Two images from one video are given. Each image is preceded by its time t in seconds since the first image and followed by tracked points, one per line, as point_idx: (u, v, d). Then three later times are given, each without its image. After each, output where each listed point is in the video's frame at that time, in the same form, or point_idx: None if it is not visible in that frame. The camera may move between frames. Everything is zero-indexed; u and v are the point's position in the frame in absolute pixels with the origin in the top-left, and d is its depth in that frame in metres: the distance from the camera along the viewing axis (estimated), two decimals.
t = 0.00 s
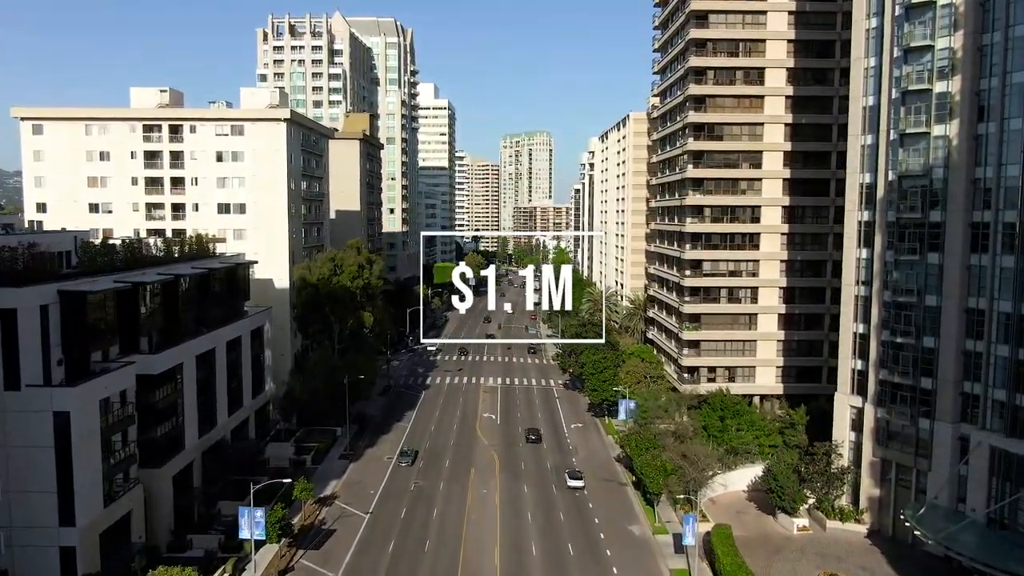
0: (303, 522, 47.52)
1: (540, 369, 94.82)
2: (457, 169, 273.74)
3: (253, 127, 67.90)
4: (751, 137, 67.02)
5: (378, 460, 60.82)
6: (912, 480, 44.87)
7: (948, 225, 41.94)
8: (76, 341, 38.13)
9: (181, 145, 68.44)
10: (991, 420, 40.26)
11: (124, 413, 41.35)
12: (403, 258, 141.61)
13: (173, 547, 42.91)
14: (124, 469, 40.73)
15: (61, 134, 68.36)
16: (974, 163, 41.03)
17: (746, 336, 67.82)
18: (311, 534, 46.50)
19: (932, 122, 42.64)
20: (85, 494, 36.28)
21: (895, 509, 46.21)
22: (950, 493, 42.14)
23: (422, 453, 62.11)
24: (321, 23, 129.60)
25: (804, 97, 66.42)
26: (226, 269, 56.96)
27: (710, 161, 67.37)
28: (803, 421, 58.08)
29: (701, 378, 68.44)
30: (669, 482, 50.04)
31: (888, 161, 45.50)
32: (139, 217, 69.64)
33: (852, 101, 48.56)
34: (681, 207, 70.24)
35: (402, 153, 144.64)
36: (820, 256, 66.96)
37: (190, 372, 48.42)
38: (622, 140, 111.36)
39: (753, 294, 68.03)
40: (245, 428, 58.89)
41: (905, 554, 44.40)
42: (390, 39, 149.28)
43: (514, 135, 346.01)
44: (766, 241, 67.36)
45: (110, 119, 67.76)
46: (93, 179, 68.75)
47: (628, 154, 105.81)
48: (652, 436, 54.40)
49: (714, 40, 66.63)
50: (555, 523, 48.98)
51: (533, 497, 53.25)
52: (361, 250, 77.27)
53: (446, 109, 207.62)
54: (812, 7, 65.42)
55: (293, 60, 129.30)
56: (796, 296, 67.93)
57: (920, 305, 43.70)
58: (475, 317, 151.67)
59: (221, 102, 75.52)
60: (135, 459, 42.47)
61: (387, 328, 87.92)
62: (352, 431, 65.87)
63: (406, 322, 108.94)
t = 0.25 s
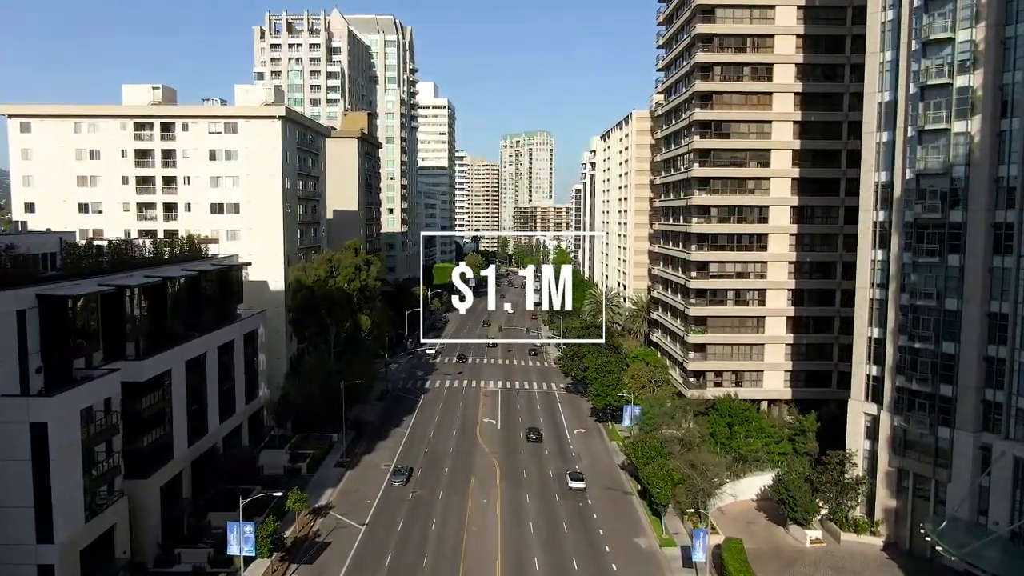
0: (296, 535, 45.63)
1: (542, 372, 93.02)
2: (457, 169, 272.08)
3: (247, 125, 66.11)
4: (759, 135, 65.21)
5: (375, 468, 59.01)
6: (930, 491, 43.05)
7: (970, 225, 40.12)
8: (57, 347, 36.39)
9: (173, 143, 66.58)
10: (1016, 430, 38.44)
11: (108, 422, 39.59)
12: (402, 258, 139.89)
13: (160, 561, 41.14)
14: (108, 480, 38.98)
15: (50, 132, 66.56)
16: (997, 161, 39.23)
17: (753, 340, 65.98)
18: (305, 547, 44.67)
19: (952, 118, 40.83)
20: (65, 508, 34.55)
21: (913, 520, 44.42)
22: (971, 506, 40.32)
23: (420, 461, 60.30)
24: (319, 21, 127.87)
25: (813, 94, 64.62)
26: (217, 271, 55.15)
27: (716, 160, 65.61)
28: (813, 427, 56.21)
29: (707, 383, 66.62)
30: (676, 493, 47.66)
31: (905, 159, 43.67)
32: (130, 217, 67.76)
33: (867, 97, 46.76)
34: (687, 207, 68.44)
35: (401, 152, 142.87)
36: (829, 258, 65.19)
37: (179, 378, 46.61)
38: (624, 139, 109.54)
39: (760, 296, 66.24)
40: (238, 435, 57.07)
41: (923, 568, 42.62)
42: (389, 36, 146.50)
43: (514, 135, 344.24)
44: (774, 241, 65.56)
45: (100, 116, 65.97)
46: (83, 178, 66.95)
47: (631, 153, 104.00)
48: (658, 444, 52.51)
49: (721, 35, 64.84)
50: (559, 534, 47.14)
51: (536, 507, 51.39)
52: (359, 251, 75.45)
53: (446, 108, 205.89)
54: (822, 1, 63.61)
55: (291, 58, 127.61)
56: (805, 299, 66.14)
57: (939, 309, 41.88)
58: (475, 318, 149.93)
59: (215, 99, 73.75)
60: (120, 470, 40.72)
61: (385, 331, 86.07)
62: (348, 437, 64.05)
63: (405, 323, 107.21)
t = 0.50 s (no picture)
0: (288, 548, 43.78)
1: (543, 375, 91.20)
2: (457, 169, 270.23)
3: (240, 123, 64.23)
4: (767, 132, 63.39)
5: (372, 476, 57.18)
6: (950, 504, 41.21)
7: (993, 226, 38.28)
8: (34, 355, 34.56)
9: (164, 141, 64.70)
10: None
11: (90, 432, 37.80)
12: (401, 259, 138.08)
13: None
14: (90, 494, 37.20)
15: (39, 129, 64.87)
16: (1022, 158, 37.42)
17: (761, 343, 64.17)
18: (297, 562, 42.81)
19: (975, 113, 39.01)
20: (41, 525, 32.78)
21: (931, 534, 42.58)
22: (994, 520, 38.48)
23: (418, 469, 58.49)
24: (316, 18, 126.03)
25: (823, 90, 62.82)
26: (208, 273, 53.32)
27: (723, 159, 63.81)
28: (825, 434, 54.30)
29: (713, 388, 64.82)
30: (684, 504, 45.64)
31: (924, 157, 41.84)
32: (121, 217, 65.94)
33: (883, 92, 44.92)
34: (693, 207, 66.66)
35: (400, 152, 141.03)
36: (839, 259, 63.38)
37: (167, 385, 44.80)
38: (627, 138, 107.68)
39: (768, 298, 64.44)
40: (230, 443, 55.26)
41: None
42: (388, 34, 144.10)
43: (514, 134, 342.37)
44: (783, 242, 63.74)
45: (89, 114, 64.17)
46: (73, 177, 65.23)
47: (633, 152, 102.13)
48: (665, 452, 50.69)
49: (728, 30, 63.02)
50: (563, 548, 45.31)
51: (538, 519, 49.58)
52: (356, 252, 73.59)
53: (446, 107, 203.97)
54: None
55: (288, 56, 125.79)
56: (814, 301, 64.33)
57: (960, 314, 40.03)
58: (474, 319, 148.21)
59: (209, 96, 71.92)
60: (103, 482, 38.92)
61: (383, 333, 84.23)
62: (344, 444, 62.21)
63: (404, 325, 105.43)
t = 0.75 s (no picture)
0: (279, 564, 41.93)
1: (544, 378, 89.39)
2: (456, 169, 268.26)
3: (233, 120, 62.37)
4: (775, 130, 61.55)
5: (368, 485, 55.35)
6: (972, 517, 39.36)
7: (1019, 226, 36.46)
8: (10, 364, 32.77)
9: (155, 139, 62.84)
10: None
11: (70, 443, 36.03)
12: (400, 260, 136.21)
13: None
14: (69, 509, 35.43)
15: (26, 127, 63.08)
16: None
17: (770, 347, 62.34)
18: None
19: (999, 108, 37.19)
20: (15, 544, 31.05)
21: (951, 548, 40.73)
22: (1019, 535, 36.64)
23: (416, 477, 56.69)
24: (314, 15, 124.12)
25: (833, 87, 60.98)
26: (199, 275, 51.51)
27: (730, 157, 61.97)
28: (837, 442, 52.39)
29: (720, 393, 62.98)
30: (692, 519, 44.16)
31: (944, 154, 40.00)
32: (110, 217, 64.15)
33: (901, 87, 43.08)
34: (699, 207, 64.85)
35: (399, 151, 139.15)
36: (850, 260, 61.56)
37: (153, 393, 43.03)
38: (629, 137, 105.79)
39: (777, 301, 62.61)
40: (221, 451, 53.48)
41: None
42: (386, 32, 142.64)
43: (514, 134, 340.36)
44: (791, 243, 61.89)
45: (78, 111, 62.36)
46: (61, 176, 63.43)
47: (636, 151, 100.27)
48: (672, 461, 48.89)
49: (736, 24, 61.19)
50: (566, 562, 43.51)
51: (540, 530, 47.80)
52: (353, 253, 71.73)
53: (445, 106, 202.00)
54: None
55: (285, 53, 123.85)
56: (824, 304, 62.51)
57: (983, 319, 38.20)
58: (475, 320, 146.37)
59: (202, 93, 70.09)
60: (84, 495, 37.13)
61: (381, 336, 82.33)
62: (341, 451, 60.39)
63: (402, 327, 103.61)
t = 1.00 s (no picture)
0: None
1: (546, 382, 87.66)
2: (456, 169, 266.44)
3: (226, 117, 60.54)
4: (784, 128, 59.75)
5: (364, 494, 53.55)
6: (995, 531, 37.52)
7: None
8: None
9: (145, 137, 60.97)
10: None
11: (48, 455, 34.20)
12: (399, 260, 134.35)
13: None
14: (47, 525, 33.60)
15: (12, 124, 61.25)
16: None
17: (778, 351, 60.53)
18: None
19: None
20: None
21: (973, 563, 38.89)
22: None
23: (414, 486, 54.88)
24: (311, 12, 122.25)
25: (844, 83, 59.21)
26: (189, 278, 49.72)
27: (738, 155, 60.14)
28: (850, 450, 50.49)
29: (727, 398, 61.19)
30: (703, 533, 42.68)
31: (966, 151, 38.21)
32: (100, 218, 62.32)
33: (919, 81, 41.31)
34: (705, 207, 63.04)
35: (398, 150, 137.30)
36: (860, 262, 59.78)
37: (139, 400, 41.24)
38: (631, 135, 104.04)
39: (785, 303, 60.80)
40: (212, 459, 51.65)
41: None
42: (385, 30, 141.04)
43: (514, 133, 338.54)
44: (800, 244, 60.10)
45: (65, 108, 60.50)
46: (48, 176, 61.58)
47: (638, 149, 98.55)
48: (679, 471, 47.05)
49: (744, 18, 59.43)
50: None
51: (543, 543, 45.93)
52: (350, 254, 69.91)
53: (445, 105, 200.20)
54: None
55: (282, 51, 121.99)
56: (834, 306, 60.71)
57: (1008, 324, 36.37)
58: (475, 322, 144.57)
59: (194, 90, 68.24)
60: (64, 510, 35.30)
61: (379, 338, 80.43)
62: (336, 458, 58.60)
63: (401, 330, 101.86)
